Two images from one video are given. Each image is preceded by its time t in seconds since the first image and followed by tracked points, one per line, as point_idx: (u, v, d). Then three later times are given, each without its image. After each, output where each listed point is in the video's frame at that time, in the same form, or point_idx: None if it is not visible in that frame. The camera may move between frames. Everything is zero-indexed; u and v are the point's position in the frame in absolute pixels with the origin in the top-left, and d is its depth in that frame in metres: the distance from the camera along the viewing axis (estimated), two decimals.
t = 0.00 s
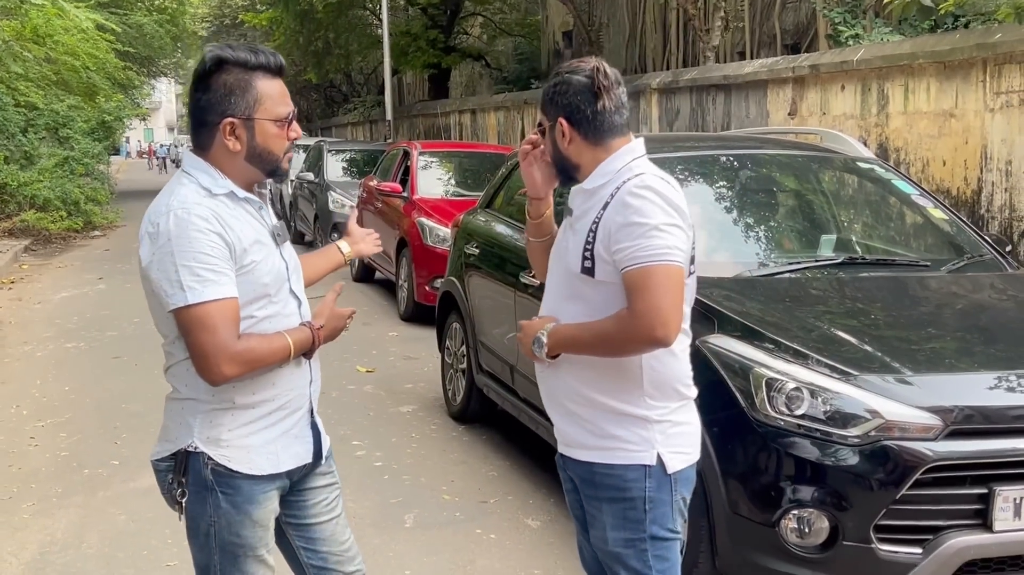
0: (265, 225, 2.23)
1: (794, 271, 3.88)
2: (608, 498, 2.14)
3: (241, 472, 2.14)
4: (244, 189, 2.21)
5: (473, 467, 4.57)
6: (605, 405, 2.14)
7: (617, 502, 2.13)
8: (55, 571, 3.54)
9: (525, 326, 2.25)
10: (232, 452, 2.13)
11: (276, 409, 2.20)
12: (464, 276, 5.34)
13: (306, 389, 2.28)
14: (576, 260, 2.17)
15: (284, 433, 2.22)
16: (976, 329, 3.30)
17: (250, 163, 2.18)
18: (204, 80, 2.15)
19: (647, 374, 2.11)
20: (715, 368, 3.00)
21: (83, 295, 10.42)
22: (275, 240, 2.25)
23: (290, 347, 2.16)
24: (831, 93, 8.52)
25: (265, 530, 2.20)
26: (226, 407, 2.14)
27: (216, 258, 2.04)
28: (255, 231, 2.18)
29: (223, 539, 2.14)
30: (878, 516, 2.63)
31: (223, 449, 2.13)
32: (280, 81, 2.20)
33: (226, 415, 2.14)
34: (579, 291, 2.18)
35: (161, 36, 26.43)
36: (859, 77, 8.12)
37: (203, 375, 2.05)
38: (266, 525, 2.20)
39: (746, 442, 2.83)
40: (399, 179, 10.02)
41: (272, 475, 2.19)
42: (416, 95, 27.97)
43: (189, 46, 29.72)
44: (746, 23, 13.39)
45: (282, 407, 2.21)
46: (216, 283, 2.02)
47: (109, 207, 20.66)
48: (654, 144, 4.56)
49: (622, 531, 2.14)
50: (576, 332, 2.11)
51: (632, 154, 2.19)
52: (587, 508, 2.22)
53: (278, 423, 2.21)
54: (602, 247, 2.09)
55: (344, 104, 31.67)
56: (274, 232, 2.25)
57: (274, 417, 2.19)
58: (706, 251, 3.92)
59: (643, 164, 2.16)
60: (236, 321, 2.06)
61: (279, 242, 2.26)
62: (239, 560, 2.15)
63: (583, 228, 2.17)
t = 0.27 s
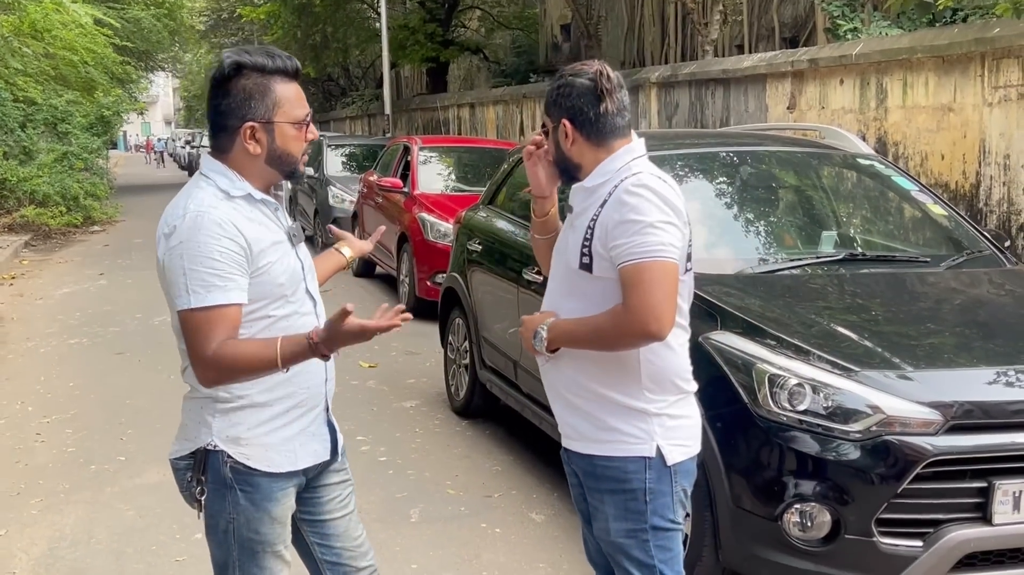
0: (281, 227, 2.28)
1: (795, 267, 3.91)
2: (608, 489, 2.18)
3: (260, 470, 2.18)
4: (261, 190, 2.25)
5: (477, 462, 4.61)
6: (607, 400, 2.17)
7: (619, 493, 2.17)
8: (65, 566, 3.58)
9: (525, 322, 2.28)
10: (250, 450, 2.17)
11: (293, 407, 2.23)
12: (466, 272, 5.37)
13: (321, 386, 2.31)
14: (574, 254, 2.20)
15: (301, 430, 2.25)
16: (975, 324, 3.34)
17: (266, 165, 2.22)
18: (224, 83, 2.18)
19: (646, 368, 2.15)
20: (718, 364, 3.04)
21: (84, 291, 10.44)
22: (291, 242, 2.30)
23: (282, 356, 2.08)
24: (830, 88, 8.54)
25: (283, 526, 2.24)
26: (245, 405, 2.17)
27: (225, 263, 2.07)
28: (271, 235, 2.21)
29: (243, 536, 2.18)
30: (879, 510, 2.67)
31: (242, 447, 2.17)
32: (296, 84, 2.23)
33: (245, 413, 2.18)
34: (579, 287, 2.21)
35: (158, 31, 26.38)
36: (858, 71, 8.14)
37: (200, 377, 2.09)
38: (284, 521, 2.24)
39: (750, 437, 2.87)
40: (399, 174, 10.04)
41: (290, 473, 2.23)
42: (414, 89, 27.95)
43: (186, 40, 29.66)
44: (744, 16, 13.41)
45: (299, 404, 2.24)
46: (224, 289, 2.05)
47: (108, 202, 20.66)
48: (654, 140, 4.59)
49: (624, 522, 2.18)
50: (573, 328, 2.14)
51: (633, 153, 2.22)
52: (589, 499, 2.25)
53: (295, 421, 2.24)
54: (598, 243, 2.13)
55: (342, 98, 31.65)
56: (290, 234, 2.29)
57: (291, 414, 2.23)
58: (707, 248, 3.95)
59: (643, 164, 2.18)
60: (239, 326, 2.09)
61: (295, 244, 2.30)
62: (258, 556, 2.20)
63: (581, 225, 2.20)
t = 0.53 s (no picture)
0: (289, 223, 2.30)
1: (792, 261, 3.94)
2: (610, 478, 2.21)
3: (267, 461, 2.21)
4: (270, 186, 2.28)
5: (476, 455, 4.64)
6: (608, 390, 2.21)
7: (620, 482, 2.20)
8: (68, 559, 3.61)
9: (528, 315, 2.29)
10: (258, 442, 2.20)
11: (299, 399, 2.26)
12: (465, 266, 5.39)
13: (326, 379, 2.34)
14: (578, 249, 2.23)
15: (307, 423, 2.29)
16: (970, 317, 3.37)
17: (272, 161, 2.24)
18: (235, 80, 2.21)
19: (646, 359, 2.18)
20: (716, 357, 3.07)
21: (82, 286, 10.44)
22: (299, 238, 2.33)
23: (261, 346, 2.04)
24: (825, 82, 8.57)
25: (289, 517, 2.27)
26: (252, 397, 2.20)
27: (233, 258, 2.09)
28: (280, 230, 2.24)
29: (250, 527, 2.21)
30: (874, 501, 2.71)
31: (250, 439, 2.20)
32: (305, 82, 2.26)
33: (252, 405, 2.21)
34: (582, 280, 2.24)
35: (154, 25, 26.31)
36: (854, 66, 8.17)
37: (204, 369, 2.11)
38: (291, 512, 2.27)
39: (747, 429, 2.90)
40: (397, 169, 10.06)
41: (298, 464, 2.26)
42: (410, 83, 27.91)
43: (182, 35, 29.57)
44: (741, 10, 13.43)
45: (305, 397, 2.28)
46: (230, 283, 2.07)
47: (104, 197, 20.62)
48: (652, 135, 4.61)
49: (626, 510, 2.21)
50: (577, 322, 2.16)
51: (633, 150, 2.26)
52: (590, 489, 2.29)
53: (302, 413, 2.27)
54: (604, 237, 2.15)
55: (338, 93, 31.59)
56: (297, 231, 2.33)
57: (297, 407, 2.26)
58: (704, 242, 3.98)
59: (645, 160, 2.22)
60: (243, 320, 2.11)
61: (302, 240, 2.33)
62: (266, 547, 2.23)
63: (585, 219, 2.23)
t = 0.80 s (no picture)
0: (294, 220, 2.32)
1: (787, 258, 3.96)
2: (613, 469, 2.23)
3: (268, 455, 2.23)
4: (275, 183, 2.30)
5: (473, 451, 4.66)
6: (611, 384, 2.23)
7: (623, 473, 2.22)
8: (67, 554, 3.63)
9: (533, 314, 2.27)
10: (260, 436, 2.22)
11: (301, 394, 2.28)
12: (461, 263, 5.41)
13: (327, 375, 2.35)
14: (587, 246, 2.23)
15: (309, 418, 2.30)
16: (963, 313, 3.39)
17: (278, 156, 2.25)
18: (243, 77, 2.22)
19: (650, 353, 2.21)
20: (711, 353, 3.10)
21: (76, 283, 10.42)
22: (303, 236, 2.34)
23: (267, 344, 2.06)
24: (820, 79, 8.60)
25: (290, 511, 2.29)
26: (254, 391, 2.22)
27: (237, 254, 2.11)
28: (283, 227, 2.25)
29: (252, 520, 2.23)
30: (868, 495, 2.74)
31: (251, 432, 2.21)
32: (310, 81, 2.28)
33: (253, 400, 2.22)
34: (588, 276, 2.25)
35: (148, 22, 26.23)
36: (848, 63, 8.20)
37: (205, 363, 2.12)
38: (291, 506, 2.28)
39: (742, 424, 2.92)
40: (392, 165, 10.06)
41: (299, 459, 2.28)
42: (405, 80, 27.89)
43: (176, 31, 29.49)
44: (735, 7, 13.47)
45: (306, 392, 2.29)
46: (234, 279, 2.09)
47: (98, 194, 20.57)
48: (647, 133, 4.63)
49: (629, 500, 2.23)
50: (587, 318, 2.16)
51: (630, 149, 2.29)
52: (592, 481, 2.30)
53: (302, 408, 2.29)
54: (617, 234, 2.16)
55: (332, 90, 31.55)
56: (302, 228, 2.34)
57: (299, 402, 2.28)
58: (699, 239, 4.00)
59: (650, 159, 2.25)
60: (246, 317, 2.12)
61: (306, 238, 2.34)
62: (267, 539, 2.25)
63: (593, 215, 2.23)
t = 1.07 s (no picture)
0: (294, 218, 2.32)
1: (779, 258, 3.99)
2: (621, 463, 2.25)
3: (267, 450, 2.25)
4: (275, 182, 2.30)
5: (467, 450, 4.68)
6: (615, 379, 2.26)
7: (631, 466, 2.25)
8: (62, 553, 3.63)
9: (539, 319, 2.26)
10: (259, 431, 2.24)
11: (301, 390, 2.29)
12: (455, 262, 5.42)
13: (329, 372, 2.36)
14: (589, 247, 2.25)
15: (309, 413, 2.31)
16: (953, 312, 3.42)
17: (280, 153, 2.26)
18: (245, 75, 2.24)
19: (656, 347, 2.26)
20: (704, 352, 3.11)
21: (70, 282, 10.40)
22: (303, 234, 2.33)
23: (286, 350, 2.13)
24: (812, 79, 8.64)
25: (289, 505, 2.31)
26: (254, 387, 2.24)
27: (234, 249, 2.12)
28: (282, 224, 2.26)
29: (250, 514, 2.25)
30: (860, 492, 2.77)
31: (251, 427, 2.23)
32: (309, 80, 2.29)
33: (253, 395, 2.24)
34: (591, 276, 2.27)
35: (141, 20, 26.16)
36: (840, 63, 8.24)
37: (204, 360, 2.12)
38: (290, 500, 2.30)
39: (735, 423, 2.95)
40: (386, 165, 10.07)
41: (298, 454, 2.29)
42: (398, 79, 27.87)
43: (169, 30, 29.42)
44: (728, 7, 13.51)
45: (306, 388, 2.30)
46: (231, 274, 2.11)
47: (91, 193, 20.52)
48: (640, 133, 4.65)
49: (638, 494, 2.25)
50: (597, 319, 2.18)
51: (616, 149, 2.33)
52: (596, 478, 2.32)
53: (303, 404, 2.30)
54: (621, 233, 2.19)
55: (325, 89, 31.51)
56: (302, 225, 2.33)
57: (298, 398, 2.29)
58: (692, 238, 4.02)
59: (642, 159, 2.30)
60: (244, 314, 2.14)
61: (307, 236, 2.34)
62: (265, 534, 2.26)
63: (591, 215, 2.25)
